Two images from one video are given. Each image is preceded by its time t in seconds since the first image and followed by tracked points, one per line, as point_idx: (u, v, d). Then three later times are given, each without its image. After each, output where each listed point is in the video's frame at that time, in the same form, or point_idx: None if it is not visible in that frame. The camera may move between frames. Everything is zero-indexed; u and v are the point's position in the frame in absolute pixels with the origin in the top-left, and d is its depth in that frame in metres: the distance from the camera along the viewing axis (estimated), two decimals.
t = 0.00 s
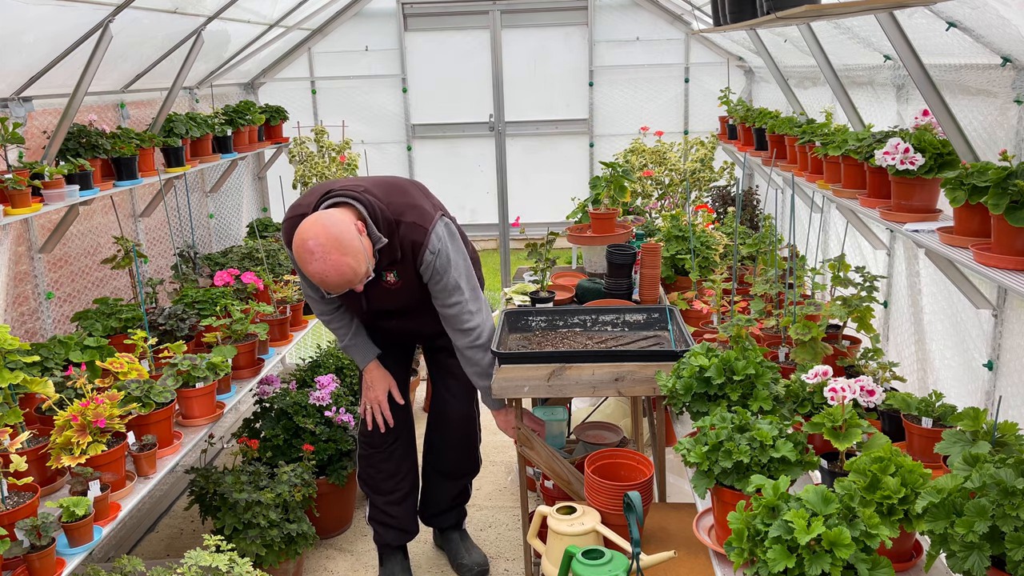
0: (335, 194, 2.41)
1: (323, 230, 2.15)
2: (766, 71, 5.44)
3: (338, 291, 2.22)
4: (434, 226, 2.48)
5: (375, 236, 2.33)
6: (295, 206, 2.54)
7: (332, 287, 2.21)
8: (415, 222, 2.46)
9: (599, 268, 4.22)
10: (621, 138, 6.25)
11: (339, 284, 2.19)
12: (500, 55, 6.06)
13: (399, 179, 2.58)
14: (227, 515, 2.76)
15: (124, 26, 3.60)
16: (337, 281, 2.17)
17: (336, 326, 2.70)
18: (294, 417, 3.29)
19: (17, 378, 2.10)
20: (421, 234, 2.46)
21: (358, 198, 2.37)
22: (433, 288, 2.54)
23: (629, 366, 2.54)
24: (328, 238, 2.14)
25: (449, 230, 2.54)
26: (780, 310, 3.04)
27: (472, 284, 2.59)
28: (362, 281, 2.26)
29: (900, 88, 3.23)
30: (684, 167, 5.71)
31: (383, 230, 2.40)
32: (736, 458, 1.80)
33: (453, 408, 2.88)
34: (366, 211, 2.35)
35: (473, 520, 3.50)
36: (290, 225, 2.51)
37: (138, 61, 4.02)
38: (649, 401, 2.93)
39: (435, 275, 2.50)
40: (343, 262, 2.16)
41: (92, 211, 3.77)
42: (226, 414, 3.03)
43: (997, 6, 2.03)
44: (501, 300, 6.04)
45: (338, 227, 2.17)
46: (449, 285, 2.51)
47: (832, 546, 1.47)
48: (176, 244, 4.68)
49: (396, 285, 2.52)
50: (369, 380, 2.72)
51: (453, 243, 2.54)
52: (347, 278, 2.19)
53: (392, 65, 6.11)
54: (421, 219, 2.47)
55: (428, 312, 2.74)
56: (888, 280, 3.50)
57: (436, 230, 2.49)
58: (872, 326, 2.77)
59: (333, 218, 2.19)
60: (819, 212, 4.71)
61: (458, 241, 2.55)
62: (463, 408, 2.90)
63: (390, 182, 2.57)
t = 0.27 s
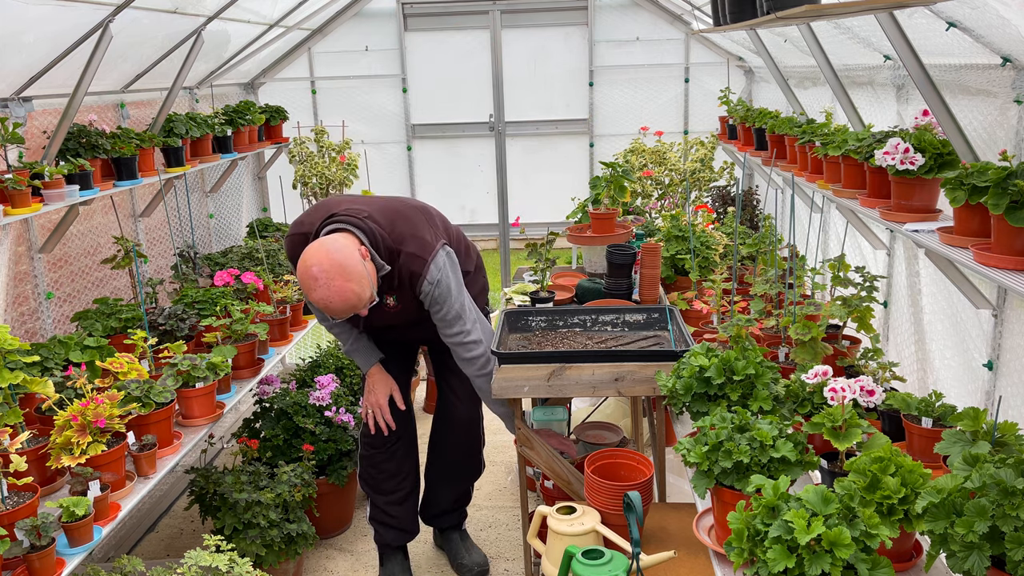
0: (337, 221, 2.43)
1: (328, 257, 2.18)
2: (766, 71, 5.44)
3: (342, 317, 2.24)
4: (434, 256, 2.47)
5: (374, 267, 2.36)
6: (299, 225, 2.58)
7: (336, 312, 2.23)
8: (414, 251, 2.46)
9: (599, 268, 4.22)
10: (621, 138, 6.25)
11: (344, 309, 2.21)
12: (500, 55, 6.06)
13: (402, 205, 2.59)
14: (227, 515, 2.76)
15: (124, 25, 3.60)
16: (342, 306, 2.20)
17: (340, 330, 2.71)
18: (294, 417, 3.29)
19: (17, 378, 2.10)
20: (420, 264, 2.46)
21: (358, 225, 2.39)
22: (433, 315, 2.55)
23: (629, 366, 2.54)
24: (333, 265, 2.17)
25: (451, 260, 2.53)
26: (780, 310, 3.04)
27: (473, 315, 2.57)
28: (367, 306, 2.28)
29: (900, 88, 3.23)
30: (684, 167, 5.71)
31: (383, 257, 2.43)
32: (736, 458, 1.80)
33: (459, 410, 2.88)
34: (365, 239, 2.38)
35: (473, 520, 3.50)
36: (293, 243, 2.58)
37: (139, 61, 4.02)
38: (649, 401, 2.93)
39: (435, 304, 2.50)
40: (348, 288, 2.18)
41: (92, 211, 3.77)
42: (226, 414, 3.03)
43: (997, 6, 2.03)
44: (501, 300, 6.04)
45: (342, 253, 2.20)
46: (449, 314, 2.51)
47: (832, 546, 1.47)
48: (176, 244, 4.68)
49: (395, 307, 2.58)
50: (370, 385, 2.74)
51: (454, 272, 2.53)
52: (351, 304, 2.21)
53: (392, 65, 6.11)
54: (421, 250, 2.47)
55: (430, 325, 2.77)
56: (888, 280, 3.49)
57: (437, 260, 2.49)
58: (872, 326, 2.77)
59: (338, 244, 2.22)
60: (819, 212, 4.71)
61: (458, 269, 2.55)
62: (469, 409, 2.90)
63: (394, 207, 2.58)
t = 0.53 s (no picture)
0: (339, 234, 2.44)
1: (328, 269, 2.17)
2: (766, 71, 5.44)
3: (342, 329, 2.23)
4: (434, 271, 2.47)
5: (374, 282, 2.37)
6: (299, 234, 2.61)
7: (337, 324, 2.22)
8: (415, 267, 2.46)
9: (599, 268, 4.22)
10: (621, 138, 6.24)
11: (344, 320, 2.20)
12: (500, 55, 6.06)
13: (403, 218, 2.59)
14: (227, 515, 2.76)
15: (124, 25, 3.60)
16: (343, 318, 2.19)
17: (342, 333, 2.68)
18: (294, 417, 3.29)
19: (17, 378, 2.09)
20: (420, 280, 2.46)
21: (359, 240, 2.39)
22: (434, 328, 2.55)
23: (629, 366, 2.54)
24: (334, 277, 2.16)
25: (452, 274, 2.52)
26: (780, 310, 3.04)
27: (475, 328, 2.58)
28: (368, 318, 2.28)
29: (900, 89, 3.23)
30: (684, 167, 5.72)
31: (383, 271, 2.44)
32: (736, 458, 1.80)
33: (462, 412, 2.86)
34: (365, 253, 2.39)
35: (473, 520, 3.50)
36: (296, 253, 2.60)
37: (139, 61, 4.02)
38: (649, 401, 2.93)
39: (437, 318, 2.50)
40: (349, 300, 2.18)
41: (92, 211, 3.77)
42: (226, 414, 3.03)
43: (997, 6, 2.03)
44: (501, 300, 6.05)
45: (343, 265, 2.19)
46: (450, 329, 2.51)
47: (832, 546, 1.47)
48: (176, 244, 4.68)
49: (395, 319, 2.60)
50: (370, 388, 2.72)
51: (455, 286, 2.52)
52: (352, 316, 2.20)
53: (392, 65, 6.11)
54: (421, 265, 2.47)
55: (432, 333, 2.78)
56: (888, 280, 3.50)
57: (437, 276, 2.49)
58: (872, 326, 2.77)
59: (339, 256, 2.21)
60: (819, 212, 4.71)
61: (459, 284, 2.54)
62: (471, 411, 2.87)
63: (396, 220, 2.58)
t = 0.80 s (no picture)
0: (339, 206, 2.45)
1: (330, 231, 2.20)
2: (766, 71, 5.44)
3: (341, 295, 2.23)
4: (434, 245, 2.48)
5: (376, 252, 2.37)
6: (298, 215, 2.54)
7: (336, 290, 2.23)
8: (415, 240, 2.48)
9: (599, 268, 4.22)
10: (621, 138, 6.24)
11: (342, 286, 2.20)
12: (500, 55, 6.06)
13: (402, 195, 2.61)
14: (227, 515, 2.76)
15: (124, 25, 3.60)
16: (341, 283, 2.19)
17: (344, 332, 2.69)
18: (294, 417, 3.29)
19: (17, 378, 2.09)
20: (421, 253, 2.47)
21: (360, 213, 2.41)
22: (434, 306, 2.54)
23: (629, 366, 2.54)
24: (334, 238, 2.18)
25: (451, 250, 2.53)
26: (780, 310, 3.04)
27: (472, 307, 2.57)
28: (368, 287, 2.27)
29: (900, 88, 3.23)
30: (684, 167, 5.72)
31: (384, 244, 2.44)
32: (736, 458, 1.80)
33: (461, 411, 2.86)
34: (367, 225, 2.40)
35: (473, 520, 3.50)
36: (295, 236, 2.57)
37: (139, 61, 4.02)
38: (649, 401, 2.93)
39: (434, 292, 2.49)
40: (348, 263, 2.19)
41: (92, 211, 3.77)
42: (226, 414, 3.03)
43: (997, 6, 2.03)
44: (502, 300, 6.06)
45: (344, 229, 2.22)
46: (448, 304, 2.50)
47: (832, 546, 1.47)
48: (176, 244, 4.68)
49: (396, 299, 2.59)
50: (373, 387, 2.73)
51: (454, 262, 2.53)
52: (351, 281, 2.20)
53: (392, 65, 6.11)
54: (421, 239, 2.48)
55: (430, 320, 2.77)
56: (888, 280, 3.50)
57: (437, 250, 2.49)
58: (872, 326, 2.77)
59: (341, 221, 2.24)
60: (819, 212, 4.72)
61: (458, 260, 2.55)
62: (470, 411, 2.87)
63: (395, 197, 2.59)
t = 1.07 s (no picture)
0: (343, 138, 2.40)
1: (336, 137, 2.13)
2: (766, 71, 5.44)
3: (338, 204, 2.13)
4: (438, 173, 2.41)
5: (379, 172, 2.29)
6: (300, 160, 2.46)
7: (333, 199, 2.13)
8: (419, 166, 2.40)
9: (599, 268, 4.22)
10: (621, 138, 6.24)
11: (340, 199, 2.12)
12: (500, 55, 6.06)
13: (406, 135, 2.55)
14: (227, 515, 2.76)
15: (124, 25, 3.60)
16: (340, 192, 2.10)
17: (337, 312, 2.66)
18: (294, 417, 3.29)
19: (17, 378, 2.09)
20: (425, 180, 2.39)
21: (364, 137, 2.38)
22: (437, 240, 2.43)
23: (629, 366, 2.54)
24: (339, 142, 2.11)
25: (455, 184, 2.46)
26: (780, 310, 3.04)
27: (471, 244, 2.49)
28: (366, 200, 2.18)
29: (900, 88, 3.23)
30: (684, 167, 5.73)
31: (386, 170, 2.36)
32: (736, 458, 1.80)
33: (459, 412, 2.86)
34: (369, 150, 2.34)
35: (473, 520, 3.50)
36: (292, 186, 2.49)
37: (139, 61, 4.02)
38: (649, 400, 2.93)
39: (434, 225, 2.42)
40: (351, 171, 2.11)
41: (92, 211, 3.77)
42: (226, 414, 3.03)
43: (997, 6, 2.03)
44: (502, 300, 6.06)
45: (350, 138, 2.15)
46: (445, 240, 2.43)
47: (832, 546, 1.47)
48: (176, 244, 4.68)
49: (397, 242, 2.44)
50: (369, 367, 2.66)
51: (457, 195, 2.47)
52: (351, 192, 2.12)
53: (392, 65, 6.11)
54: (425, 165, 2.41)
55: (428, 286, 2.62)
56: (888, 280, 3.50)
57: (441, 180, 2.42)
58: (872, 326, 2.77)
59: (348, 133, 2.18)
60: (819, 212, 4.72)
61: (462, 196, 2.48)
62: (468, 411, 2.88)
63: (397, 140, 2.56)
